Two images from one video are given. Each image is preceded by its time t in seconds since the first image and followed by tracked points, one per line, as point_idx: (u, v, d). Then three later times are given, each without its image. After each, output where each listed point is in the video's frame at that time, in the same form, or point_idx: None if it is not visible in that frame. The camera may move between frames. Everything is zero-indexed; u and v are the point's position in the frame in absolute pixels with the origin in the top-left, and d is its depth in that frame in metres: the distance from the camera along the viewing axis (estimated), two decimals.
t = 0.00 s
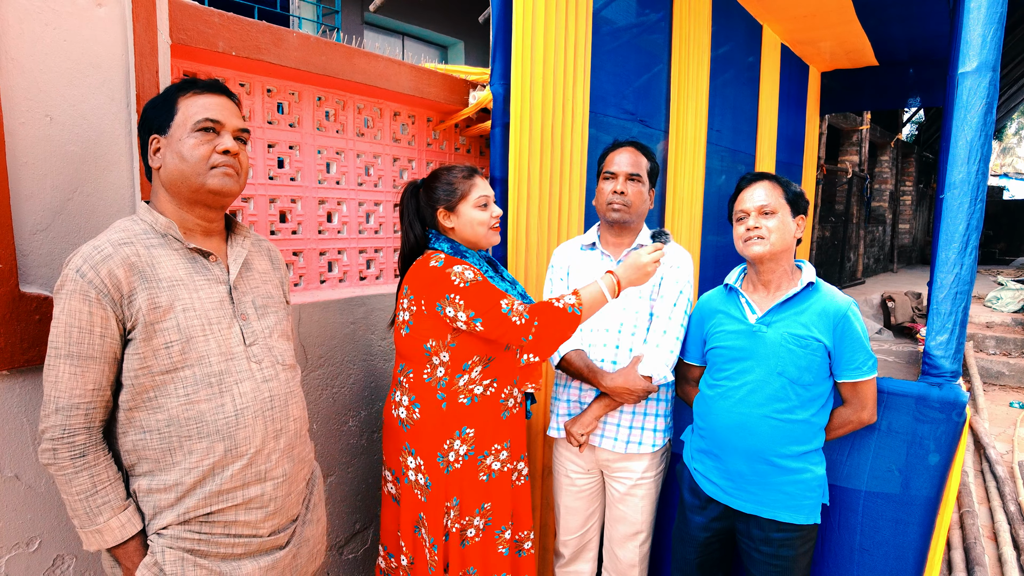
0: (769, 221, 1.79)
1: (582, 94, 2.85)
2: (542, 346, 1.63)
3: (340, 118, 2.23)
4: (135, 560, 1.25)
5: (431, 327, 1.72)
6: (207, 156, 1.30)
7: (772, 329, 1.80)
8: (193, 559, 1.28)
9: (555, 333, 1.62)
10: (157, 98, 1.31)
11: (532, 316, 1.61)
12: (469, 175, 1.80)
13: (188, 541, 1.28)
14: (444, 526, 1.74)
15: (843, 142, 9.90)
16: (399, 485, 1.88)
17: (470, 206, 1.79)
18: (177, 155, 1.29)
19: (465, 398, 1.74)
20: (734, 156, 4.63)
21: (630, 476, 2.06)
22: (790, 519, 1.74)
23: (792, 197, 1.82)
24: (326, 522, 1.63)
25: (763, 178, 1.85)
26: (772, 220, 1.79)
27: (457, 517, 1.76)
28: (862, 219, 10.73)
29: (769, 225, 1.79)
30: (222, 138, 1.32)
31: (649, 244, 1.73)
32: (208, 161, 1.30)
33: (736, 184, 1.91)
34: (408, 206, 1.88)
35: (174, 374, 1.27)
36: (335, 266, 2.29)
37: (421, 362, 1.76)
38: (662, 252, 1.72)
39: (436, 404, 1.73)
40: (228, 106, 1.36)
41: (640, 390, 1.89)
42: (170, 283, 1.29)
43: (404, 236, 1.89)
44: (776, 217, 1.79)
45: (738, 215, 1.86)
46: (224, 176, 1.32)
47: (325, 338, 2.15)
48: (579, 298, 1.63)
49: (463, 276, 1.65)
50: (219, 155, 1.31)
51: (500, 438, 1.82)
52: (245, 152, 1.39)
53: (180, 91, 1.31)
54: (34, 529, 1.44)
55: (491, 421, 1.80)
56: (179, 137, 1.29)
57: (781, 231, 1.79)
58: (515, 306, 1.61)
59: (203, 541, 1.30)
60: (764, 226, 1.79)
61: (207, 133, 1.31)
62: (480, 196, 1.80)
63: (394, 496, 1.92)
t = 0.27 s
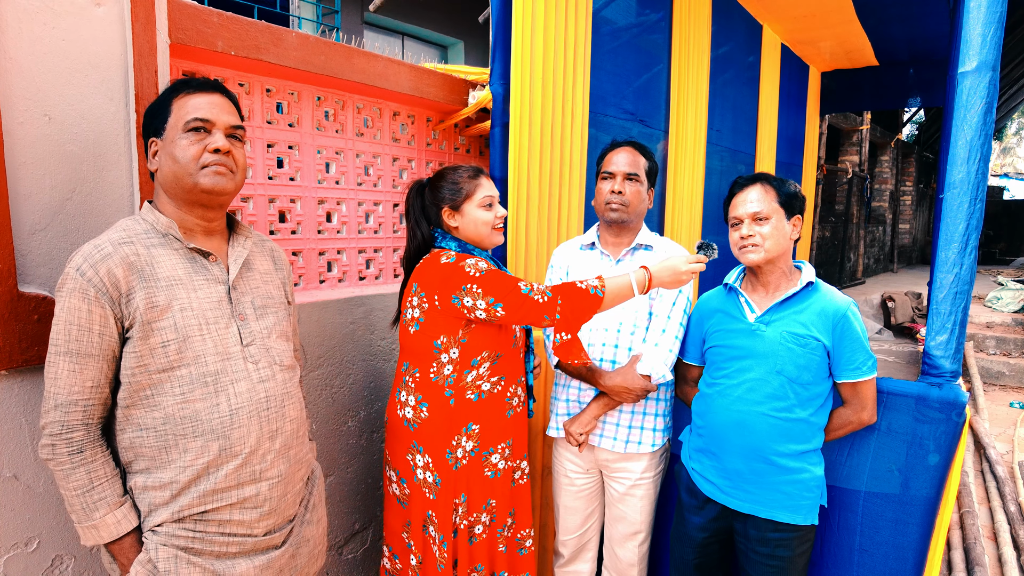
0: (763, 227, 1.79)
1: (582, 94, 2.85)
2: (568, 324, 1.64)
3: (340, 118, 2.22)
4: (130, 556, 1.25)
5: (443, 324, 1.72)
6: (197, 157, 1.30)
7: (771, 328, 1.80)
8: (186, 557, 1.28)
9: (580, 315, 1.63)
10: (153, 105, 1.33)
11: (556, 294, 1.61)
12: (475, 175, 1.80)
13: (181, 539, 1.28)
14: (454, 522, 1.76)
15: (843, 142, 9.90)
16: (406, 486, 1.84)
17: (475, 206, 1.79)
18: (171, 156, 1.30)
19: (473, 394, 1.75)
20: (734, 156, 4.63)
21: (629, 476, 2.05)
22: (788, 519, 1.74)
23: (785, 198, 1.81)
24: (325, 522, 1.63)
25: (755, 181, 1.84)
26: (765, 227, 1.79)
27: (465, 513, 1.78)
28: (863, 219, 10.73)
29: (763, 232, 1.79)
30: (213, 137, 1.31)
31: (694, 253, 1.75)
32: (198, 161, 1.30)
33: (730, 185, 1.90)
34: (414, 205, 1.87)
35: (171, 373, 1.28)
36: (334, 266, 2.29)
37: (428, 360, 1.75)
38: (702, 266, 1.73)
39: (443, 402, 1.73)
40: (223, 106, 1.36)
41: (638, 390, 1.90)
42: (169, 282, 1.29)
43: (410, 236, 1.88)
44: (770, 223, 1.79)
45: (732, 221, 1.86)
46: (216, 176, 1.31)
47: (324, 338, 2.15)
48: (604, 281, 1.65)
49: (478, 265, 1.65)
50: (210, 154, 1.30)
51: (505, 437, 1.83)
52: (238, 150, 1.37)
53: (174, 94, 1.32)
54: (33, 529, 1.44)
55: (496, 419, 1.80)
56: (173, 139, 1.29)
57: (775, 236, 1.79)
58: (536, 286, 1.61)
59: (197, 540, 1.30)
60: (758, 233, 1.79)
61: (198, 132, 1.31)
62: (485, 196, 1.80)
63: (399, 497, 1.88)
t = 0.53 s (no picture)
0: (764, 218, 1.79)
1: (582, 94, 2.85)
2: (569, 324, 1.65)
3: (340, 119, 2.23)
4: (128, 552, 1.26)
5: (447, 324, 1.72)
6: (192, 159, 1.30)
7: (769, 327, 1.80)
8: (182, 555, 1.28)
9: (584, 314, 1.63)
10: (156, 111, 1.35)
11: (560, 293, 1.62)
12: (477, 175, 1.80)
13: (178, 537, 1.28)
14: (458, 522, 1.76)
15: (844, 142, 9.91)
16: (409, 487, 1.85)
17: (477, 206, 1.79)
18: (168, 160, 1.31)
19: (477, 394, 1.75)
20: (735, 156, 4.63)
21: (630, 477, 2.06)
22: (787, 519, 1.74)
23: (790, 197, 1.81)
24: (326, 522, 1.63)
25: (761, 178, 1.85)
26: (766, 218, 1.79)
27: (469, 513, 1.77)
28: (863, 219, 10.73)
29: (764, 222, 1.79)
30: (208, 138, 1.31)
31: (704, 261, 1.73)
32: (193, 163, 1.30)
33: (738, 181, 1.91)
34: (415, 206, 1.87)
35: (170, 373, 1.28)
36: (335, 266, 2.29)
37: (431, 361, 1.75)
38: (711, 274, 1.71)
39: (448, 402, 1.73)
40: (220, 106, 1.35)
41: (639, 392, 1.89)
42: (169, 282, 1.30)
43: (411, 236, 1.88)
44: (771, 215, 1.79)
45: (735, 212, 1.86)
46: (211, 177, 1.31)
47: (325, 338, 2.15)
48: (609, 282, 1.65)
49: (483, 265, 1.65)
50: (204, 156, 1.30)
51: (507, 437, 1.83)
52: (235, 150, 1.37)
53: (173, 98, 1.33)
54: (34, 529, 1.44)
55: (500, 419, 1.81)
56: (171, 142, 1.31)
57: (775, 229, 1.79)
58: (542, 285, 1.61)
59: (193, 537, 1.30)
60: (758, 223, 1.79)
61: (193, 134, 1.31)
62: (488, 196, 1.80)
63: (404, 499, 1.88)
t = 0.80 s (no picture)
0: (767, 217, 1.79)
1: (582, 94, 2.85)
2: (572, 321, 1.65)
3: (341, 118, 2.23)
4: (128, 548, 1.27)
5: (448, 323, 1.72)
6: (191, 162, 1.30)
7: (771, 326, 1.80)
8: (180, 553, 1.28)
9: (586, 313, 1.63)
10: (162, 114, 1.37)
11: (563, 290, 1.61)
12: (474, 174, 1.80)
13: (176, 534, 1.28)
14: (458, 523, 1.76)
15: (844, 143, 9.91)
16: (410, 488, 1.85)
17: (475, 205, 1.79)
18: (168, 164, 1.32)
19: (478, 393, 1.75)
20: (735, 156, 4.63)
21: (631, 477, 2.05)
22: (788, 519, 1.74)
23: (793, 198, 1.81)
24: (328, 522, 1.63)
25: (766, 178, 1.85)
26: (769, 217, 1.79)
27: (470, 513, 1.77)
28: (863, 219, 10.72)
29: (766, 221, 1.79)
30: (206, 140, 1.31)
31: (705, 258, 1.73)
32: (191, 166, 1.30)
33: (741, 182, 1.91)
34: (413, 205, 1.87)
35: (171, 372, 1.28)
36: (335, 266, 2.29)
37: (432, 362, 1.75)
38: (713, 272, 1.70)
39: (449, 402, 1.73)
40: (220, 107, 1.35)
41: (641, 393, 1.89)
42: (172, 282, 1.30)
43: (409, 236, 1.88)
44: (774, 214, 1.79)
45: (739, 211, 1.86)
46: (208, 180, 1.31)
47: (325, 338, 2.15)
48: (611, 278, 1.64)
49: (483, 264, 1.65)
50: (201, 159, 1.30)
51: (508, 436, 1.83)
52: (234, 152, 1.36)
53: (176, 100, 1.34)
54: (34, 529, 1.44)
55: (501, 419, 1.81)
56: (171, 145, 1.32)
57: (778, 229, 1.78)
58: (543, 282, 1.61)
59: (191, 535, 1.30)
60: (760, 222, 1.79)
61: (192, 137, 1.31)
62: (485, 195, 1.80)
63: (404, 500, 1.88)
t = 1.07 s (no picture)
0: (765, 218, 1.79)
1: (582, 93, 2.85)
2: (571, 321, 1.64)
3: (339, 118, 2.22)
4: (130, 545, 1.27)
5: (447, 324, 1.72)
6: (192, 165, 1.31)
7: (770, 327, 1.79)
8: (183, 549, 1.28)
9: (586, 313, 1.63)
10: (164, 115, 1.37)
11: (562, 290, 1.61)
12: (471, 173, 1.81)
13: (179, 531, 1.28)
14: (458, 523, 1.76)
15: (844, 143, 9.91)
16: (410, 489, 1.84)
17: (472, 204, 1.78)
18: (170, 166, 1.32)
19: (479, 394, 1.75)
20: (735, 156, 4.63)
21: (630, 477, 2.05)
22: (788, 519, 1.73)
23: (791, 197, 1.81)
24: (329, 520, 1.63)
25: (762, 177, 1.84)
26: (768, 218, 1.78)
27: (470, 513, 1.77)
28: (863, 219, 10.72)
29: (765, 222, 1.78)
30: (207, 143, 1.31)
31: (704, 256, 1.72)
32: (193, 169, 1.30)
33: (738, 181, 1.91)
34: (409, 205, 1.88)
35: (172, 370, 1.28)
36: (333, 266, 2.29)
37: (431, 363, 1.74)
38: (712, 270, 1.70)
39: (449, 402, 1.73)
40: (221, 109, 1.34)
41: (640, 393, 1.89)
42: (174, 282, 1.30)
43: (406, 236, 1.88)
44: (772, 215, 1.78)
45: (737, 212, 1.86)
46: (210, 183, 1.31)
47: (324, 338, 2.15)
48: (610, 278, 1.64)
49: (481, 265, 1.65)
50: (203, 163, 1.30)
51: (508, 436, 1.83)
52: (236, 155, 1.36)
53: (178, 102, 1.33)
54: (32, 529, 1.44)
55: (501, 419, 1.81)
56: (173, 148, 1.32)
57: (777, 229, 1.78)
58: (542, 282, 1.60)
59: (194, 532, 1.30)
60: (759, 224, 1.79)
61: (193, 140, 1.31)
62: (482, 194, 1.80)
63: (404, 501, 1.88)
